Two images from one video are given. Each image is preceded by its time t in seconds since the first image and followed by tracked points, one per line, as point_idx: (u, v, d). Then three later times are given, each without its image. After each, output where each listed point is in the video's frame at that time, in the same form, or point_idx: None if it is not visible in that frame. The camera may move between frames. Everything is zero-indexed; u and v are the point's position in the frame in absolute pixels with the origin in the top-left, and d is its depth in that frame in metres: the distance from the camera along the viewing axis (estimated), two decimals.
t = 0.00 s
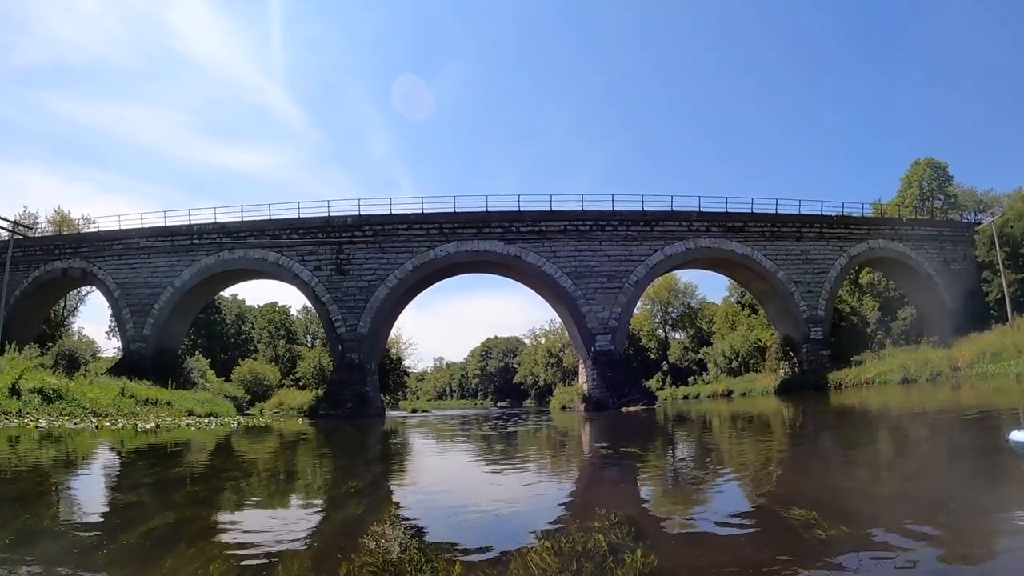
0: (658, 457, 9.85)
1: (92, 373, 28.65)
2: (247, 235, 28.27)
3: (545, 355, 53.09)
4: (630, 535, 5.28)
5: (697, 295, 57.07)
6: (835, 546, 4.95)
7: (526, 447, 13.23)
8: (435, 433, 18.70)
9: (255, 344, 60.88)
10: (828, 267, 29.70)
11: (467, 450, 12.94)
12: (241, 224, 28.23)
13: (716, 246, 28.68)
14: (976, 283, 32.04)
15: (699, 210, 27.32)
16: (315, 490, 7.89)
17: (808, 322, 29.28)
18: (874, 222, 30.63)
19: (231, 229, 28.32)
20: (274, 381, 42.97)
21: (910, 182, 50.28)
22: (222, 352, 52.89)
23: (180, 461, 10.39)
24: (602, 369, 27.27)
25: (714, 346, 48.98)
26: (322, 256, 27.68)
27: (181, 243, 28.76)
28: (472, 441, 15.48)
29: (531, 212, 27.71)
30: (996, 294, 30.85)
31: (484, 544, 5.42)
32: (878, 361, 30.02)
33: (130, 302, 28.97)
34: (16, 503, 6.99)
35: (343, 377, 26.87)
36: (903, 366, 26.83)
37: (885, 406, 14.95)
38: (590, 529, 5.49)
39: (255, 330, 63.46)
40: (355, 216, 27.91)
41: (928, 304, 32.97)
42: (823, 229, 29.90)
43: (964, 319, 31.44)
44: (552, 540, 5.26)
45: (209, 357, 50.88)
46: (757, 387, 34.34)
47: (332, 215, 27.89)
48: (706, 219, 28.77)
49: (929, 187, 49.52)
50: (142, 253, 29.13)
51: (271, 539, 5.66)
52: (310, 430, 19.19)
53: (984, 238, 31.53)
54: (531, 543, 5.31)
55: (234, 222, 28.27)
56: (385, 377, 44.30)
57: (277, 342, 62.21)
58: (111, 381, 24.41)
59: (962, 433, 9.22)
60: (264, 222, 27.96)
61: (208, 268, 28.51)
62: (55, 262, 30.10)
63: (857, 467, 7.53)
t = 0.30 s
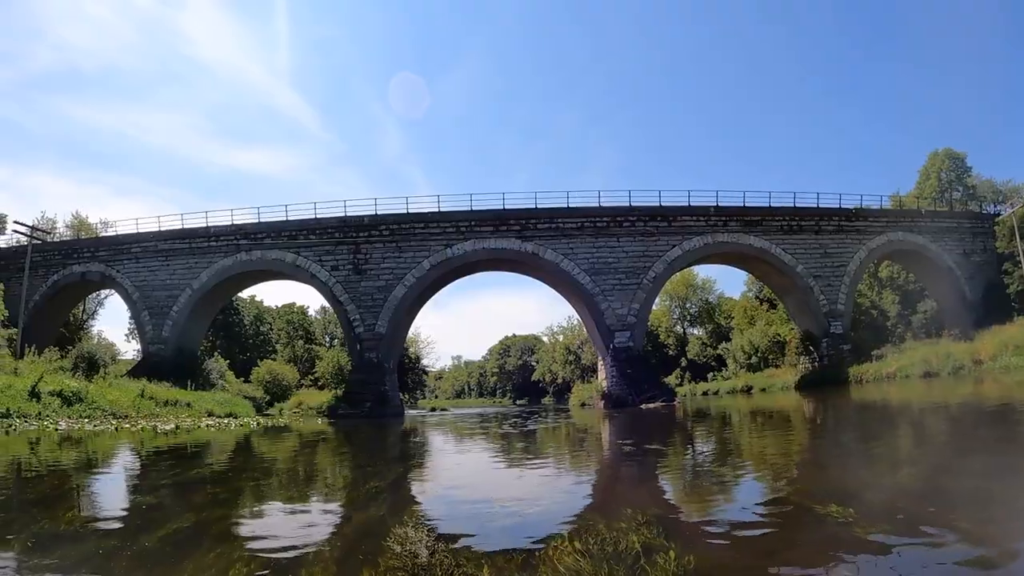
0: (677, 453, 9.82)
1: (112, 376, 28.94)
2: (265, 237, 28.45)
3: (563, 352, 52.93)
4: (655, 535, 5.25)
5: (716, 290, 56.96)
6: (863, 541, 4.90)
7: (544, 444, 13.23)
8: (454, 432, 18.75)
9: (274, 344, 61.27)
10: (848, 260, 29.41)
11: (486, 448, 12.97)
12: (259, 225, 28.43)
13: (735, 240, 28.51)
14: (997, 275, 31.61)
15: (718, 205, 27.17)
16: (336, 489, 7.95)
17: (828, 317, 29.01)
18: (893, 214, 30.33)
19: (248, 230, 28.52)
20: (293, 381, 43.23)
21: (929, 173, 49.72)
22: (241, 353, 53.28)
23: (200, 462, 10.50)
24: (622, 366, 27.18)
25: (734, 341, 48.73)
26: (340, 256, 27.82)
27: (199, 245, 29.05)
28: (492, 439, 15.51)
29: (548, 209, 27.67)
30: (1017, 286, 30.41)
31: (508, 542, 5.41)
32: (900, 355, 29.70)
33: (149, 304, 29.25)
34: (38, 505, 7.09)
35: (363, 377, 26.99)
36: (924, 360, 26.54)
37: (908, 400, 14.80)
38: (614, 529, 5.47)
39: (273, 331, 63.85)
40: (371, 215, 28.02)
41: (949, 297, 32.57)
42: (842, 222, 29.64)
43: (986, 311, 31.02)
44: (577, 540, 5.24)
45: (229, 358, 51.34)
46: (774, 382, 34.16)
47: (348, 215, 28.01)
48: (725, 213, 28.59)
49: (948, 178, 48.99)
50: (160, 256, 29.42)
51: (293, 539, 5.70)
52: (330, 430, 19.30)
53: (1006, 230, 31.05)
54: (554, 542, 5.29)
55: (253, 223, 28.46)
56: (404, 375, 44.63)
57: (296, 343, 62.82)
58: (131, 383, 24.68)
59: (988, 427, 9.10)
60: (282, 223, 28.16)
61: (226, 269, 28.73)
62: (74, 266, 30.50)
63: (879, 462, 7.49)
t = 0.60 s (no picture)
0: (701, 452, 9.78)
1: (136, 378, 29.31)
2: (285, 239, 28.70)
3: (585, 350, 52.59)
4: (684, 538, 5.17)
5: (739, 288, 56.96)
6: (897, 541, 4.81)
7: (565, 444, 13.23)
8: (476, 432, 18.78)
9: (296, 345, 61.68)
10: (872, 256, 29.09)
11: (509, 448, 12.98)
12: (281, 227, 28.67)
13: (757, 237, 28.30)
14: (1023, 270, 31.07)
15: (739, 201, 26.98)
16: (358, 490, 8.01)
17: (851, 314, 28.70)
18: (916, 209, 29.94)
19: (269, 233, 28.78)
20: (316, 382, 43.56)
21: (951, 167, 49.00)
22: (264, 354, 53.70)
23: (223, 463, 10.61)
24: (644, 365, 27.07)
25: (757, 339, 48.18)
26: (361, 257, 27.98)
27: (220, 248, 29.36)
28: (515, 438, 15.51)
29: (569, 207, 27.63)
30: None
31: (534, 543, 5.37)
32: (925, 353, 29.30)
33: (172, 306, 29.60)
34: (65, 506, 7.20)
35: (385, 377, 27.14)
36: (951, 357, 26.16)
37: (935, 397, 14.60)
38: (641, 532, 5.38)
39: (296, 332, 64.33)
40: (392, 216, 28.13)
41: (974, 293, 32.08)
42: (864, 217, 29.32)
43: (1012, 307, 30.50)
44: (605, 542, 5.16)
45: (251, 359, 51.83)
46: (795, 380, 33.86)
47: (369, 216, 28.16)
48: (746, 210, 28.39)
49: (971, 171, 48.20)
50: (181, 259, 29.77)
51: (315, 540, 5.74)
52: (352, 431, 19.44)
53: None
54: (580, 544, 5.23)
55: (274, 225, 28.72)
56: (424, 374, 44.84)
57: (318, 344, 63.26)
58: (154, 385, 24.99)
59: (1018, 424, 8.95)
60: (303, 225, 28.39)
61: (247, 271, 29.00)
62: (98, 269, 30.94)
63: (903, 461, 7.42)
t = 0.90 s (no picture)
0: (710, 449, 9.78)
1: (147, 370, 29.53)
2: (297, 231, 28.83)
3: (596, 344, 52.43)
4: (692, 536, 5.15)
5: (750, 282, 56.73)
6: (908, 538, 4.78)
7: (574, 439, 13.25)
8: (485, 425, 18.87)
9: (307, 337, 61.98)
10: (884, 252, 28.93)
11: (519, 442, 13.02)
12: (292, 220, 28.77)
13: (769, 232, 28.16)
14: None
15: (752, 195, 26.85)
16: (367, 484, 8.06)
17: (863, 310, 28.55)
18: (930, 205, 29.71)
19: (281, 225, 28.90)
20: (327, 373, 43.85)
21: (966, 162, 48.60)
22: (275, 346, 54.02)
23: (232, 457, 10.69)
24: (655, 359, 27.06)
25: (769, 334, 47.98)
26: (372, 250, 28.06)
27: (231, 240, 29.50)
28: (525, 432, 15.56)
29: (580, 200, 27.58)
30: None
31: (542, 537, 5.36)
32: (937, 350, 29.18)
33: (183, 298, 29.80)
34: (75, 499, 7.28)
35: (395, 370, 27.26)
36: (963, 355, 26.03)
37: (948, 395, 14.55)
38: (649, 529, 5.36)
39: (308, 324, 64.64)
40: (403, 209, 28.16)
41: (987, 290, 31.84)
42: (877, 213, 29.14)
43: None
44: (614, 538, 5.14)
45: (262, 351, 52.16)
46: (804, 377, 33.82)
47: (380, 208, 28.21)
48: (759, 204, 28.27)
49: (986, 167, 47.77)
50: (193, 251, 29.94)
51: (323, 532, 5.78)
52: (362, 423, 19.54)
53: None
54: (588, 538, 5.22)
55: (285, 218, 28.82)
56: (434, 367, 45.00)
57: (329, 335, 63.56)
58: (165, 377, 25.18)
59: None
60: (315, 217, 28.48)
61: (258, 263, 29.13)
62: (110, 262, 31.18)
63: (911, 459, 7.41)
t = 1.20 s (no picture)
0: (718, 443, 9.79)
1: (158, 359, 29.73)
2: (307, 222, 28.91)
3: (606, 336, 52.43)
4: (703, 532, 5.12)
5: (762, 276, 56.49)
6: (921, 536, 4.74)
7: (584, 431, 13.25)
8: (495, 416, 18.93)
9: (318, 327, 62.23)
10: (897, 247, 28.76)
11: (528, 433, 13.07)
12: (303, 210, 28.85)
13: (782, 226, 28.02)
14: None
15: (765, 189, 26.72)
16: (377, 473, 8.12)
17: (876, 306, 28.39)
18: (945, 200, 29.48)
19: (292, 216, 28.98)
20: (337, 364, 44.07)
21: (981, 158, 48.16)
22: (285, 336, 54.30)
23: (242, 446, 10.78)
24: (666, 352, 27.05)
25: (780, 328, 47.71)
26: (382, 240, 28.12)
27: (242, 231, 29.62)
28: (535, 423, 15.62)
29: (592, 192, 27.51)
30: None
31: (550, 531, 5.35)
32: (949, 347, 29.14)
33: (195, 288, 29.98)
34: (84, 487, 7.34)
35: (405, 360, 27.37)
36: (976, 353, 26.09)
37: (961, 391, 14.50)
38: (657, 525, 5.34)
39: (319, 314, 64.93)
40: (414, 199, 28.16)
41: (1000, 287, 31.61)
42: (891, 208, 28.94)
43: None
44: (624, 534, 5.12)
45: (273, 341, 52.46)
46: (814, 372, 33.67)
47: (391, 199, 28.22)
48: (771, 198, 28.11)
49: (1000, 163, 47.31)
50: (204, 242, 30.09)
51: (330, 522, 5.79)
52: (372, 413, 19.61)
53: None
54: (597, 533, 5.20)
55: (296, 208, 28.90)
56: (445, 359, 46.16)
57: (339, 326, 63.83)
58: (175, 367, 25.39)
59: None
60: (326, 208, 28.55)
61: (269, 253, 29.24)
62: (121, 252, 31.38)
63: (922, 456, 7.37)
